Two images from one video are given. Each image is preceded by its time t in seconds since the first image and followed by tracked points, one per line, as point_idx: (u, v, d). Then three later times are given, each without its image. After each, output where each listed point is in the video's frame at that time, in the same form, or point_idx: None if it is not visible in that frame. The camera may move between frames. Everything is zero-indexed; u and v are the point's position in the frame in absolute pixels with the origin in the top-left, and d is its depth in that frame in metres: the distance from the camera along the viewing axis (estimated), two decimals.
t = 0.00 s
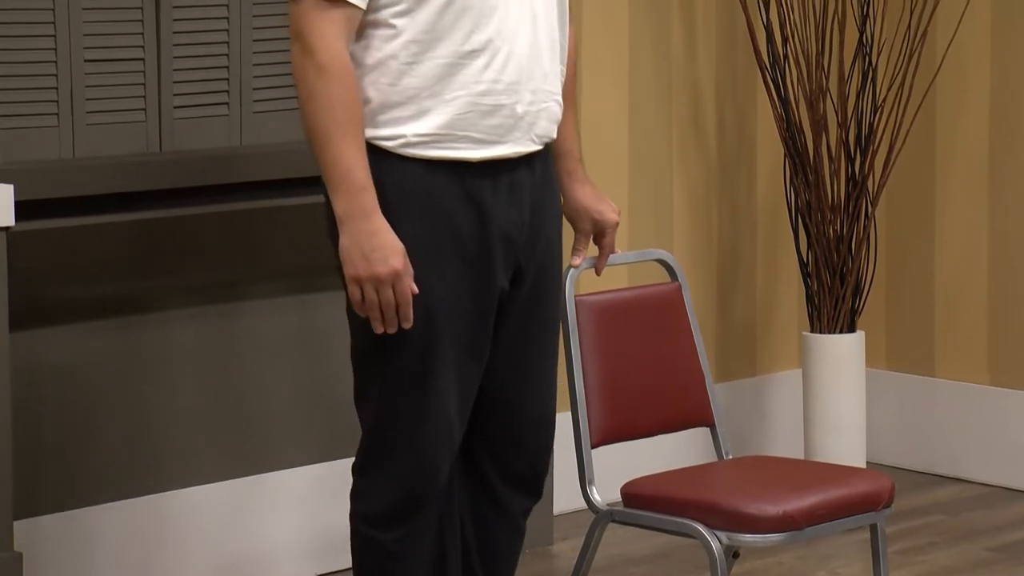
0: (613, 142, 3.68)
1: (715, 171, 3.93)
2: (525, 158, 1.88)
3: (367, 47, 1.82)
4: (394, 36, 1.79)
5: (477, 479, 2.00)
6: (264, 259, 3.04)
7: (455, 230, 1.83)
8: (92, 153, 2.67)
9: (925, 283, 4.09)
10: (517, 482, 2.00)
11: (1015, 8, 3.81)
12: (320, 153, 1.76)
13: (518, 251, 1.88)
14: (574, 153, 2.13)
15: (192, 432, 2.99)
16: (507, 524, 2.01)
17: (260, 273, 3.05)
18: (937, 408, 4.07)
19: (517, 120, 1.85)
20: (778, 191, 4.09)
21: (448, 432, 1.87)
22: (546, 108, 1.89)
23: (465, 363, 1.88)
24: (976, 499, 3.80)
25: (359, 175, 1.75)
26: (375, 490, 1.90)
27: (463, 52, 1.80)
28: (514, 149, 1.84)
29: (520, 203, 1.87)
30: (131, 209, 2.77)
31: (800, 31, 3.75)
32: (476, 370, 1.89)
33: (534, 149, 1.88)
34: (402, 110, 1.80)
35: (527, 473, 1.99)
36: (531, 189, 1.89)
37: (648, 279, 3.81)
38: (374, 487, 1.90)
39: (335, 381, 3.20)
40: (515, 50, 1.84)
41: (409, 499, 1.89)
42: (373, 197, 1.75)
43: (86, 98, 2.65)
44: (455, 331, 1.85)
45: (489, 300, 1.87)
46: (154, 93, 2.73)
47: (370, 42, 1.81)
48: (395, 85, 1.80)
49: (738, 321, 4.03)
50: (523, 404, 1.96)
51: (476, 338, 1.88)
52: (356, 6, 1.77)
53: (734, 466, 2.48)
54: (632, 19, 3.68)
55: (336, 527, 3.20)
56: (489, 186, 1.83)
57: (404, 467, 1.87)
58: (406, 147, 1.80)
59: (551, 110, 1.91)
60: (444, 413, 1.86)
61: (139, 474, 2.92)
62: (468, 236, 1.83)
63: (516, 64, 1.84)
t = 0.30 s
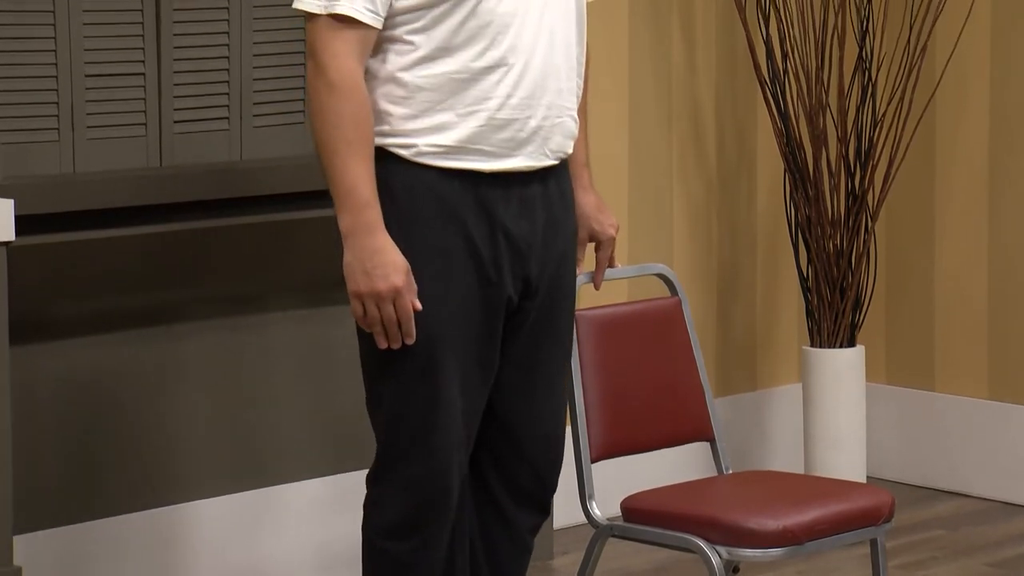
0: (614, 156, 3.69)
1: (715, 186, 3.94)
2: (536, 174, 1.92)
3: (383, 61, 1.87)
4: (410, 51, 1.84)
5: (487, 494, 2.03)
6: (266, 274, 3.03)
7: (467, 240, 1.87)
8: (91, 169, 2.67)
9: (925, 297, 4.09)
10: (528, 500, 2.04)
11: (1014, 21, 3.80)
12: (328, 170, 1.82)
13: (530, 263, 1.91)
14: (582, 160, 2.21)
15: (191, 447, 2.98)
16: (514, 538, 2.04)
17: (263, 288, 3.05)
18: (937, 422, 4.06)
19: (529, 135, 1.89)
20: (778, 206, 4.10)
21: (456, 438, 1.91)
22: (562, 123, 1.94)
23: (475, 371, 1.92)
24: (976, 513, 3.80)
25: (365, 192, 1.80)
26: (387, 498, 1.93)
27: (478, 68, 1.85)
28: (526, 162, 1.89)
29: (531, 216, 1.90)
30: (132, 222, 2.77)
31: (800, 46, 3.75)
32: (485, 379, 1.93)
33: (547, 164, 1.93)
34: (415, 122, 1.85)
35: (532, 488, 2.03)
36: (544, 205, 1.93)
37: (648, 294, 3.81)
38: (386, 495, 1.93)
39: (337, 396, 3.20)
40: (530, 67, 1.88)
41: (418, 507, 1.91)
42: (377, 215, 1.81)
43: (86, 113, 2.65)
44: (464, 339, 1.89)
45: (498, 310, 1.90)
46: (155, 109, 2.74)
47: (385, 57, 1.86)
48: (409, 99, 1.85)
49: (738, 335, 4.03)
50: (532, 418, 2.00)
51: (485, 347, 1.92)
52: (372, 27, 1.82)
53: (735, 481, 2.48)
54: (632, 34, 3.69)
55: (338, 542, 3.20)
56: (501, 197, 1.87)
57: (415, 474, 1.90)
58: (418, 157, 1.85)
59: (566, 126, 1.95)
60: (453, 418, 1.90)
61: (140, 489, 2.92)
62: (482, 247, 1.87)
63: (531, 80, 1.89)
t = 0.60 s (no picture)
0: (614, 170, 3.69)
1: (715, 200, 3.94)
2: (539, 172, 2.00)
3: (391, 58, 1.94)
4: (419, 51, 1.92)
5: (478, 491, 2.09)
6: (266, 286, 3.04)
7: (472, 228, 1.94)
8: (92, 182, 2.67)
9: (925, 311, 4.09)
10: (513, 503, 2.09)
11: (1014, 36, 3.81)
12: (326, 175, 1.89)
13: (529, 260, 1.98)
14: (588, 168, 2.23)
15: (192, 461, 2.97)
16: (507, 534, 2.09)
17: (265, 301, 3.04)
18: (936, 438, 4.06)
19: (535, 133, 1.98)
20: (777, 221, 4.10)
21: (454, 414, 1.96)
22: (567, 122, 2.03)
23: (475, 350, 1.96)
24: (976, 528, 3.80)
25: (359, 200, 1.87)
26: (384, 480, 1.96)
27: (485, 68, 1.93)
28: (530, 159, 1.97)
29: (529, 212, 1.98)
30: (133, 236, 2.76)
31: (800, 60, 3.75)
32: (484, 362, 1.98)
33: (552, 162, 2.01)
34: (422, 116, 1.92)
35: (521, 491, 2.08)
36: (544, 212, 2.00)
37: (648, 307, 3.81)
38: (384, 474, 1.96)
39: (337, 410, 3.20)
40: (538, 68, 1.97)
41: (418, 489, 1.95)
42: (368, 222, 1.87)
43: (86, 127, 2.65)
44: (462, 317, 1.95)
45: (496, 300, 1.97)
46: (155, 123, 2.74)
47: (392, 53, 1.94)
48: (417, 95, 1.92)
49: (738, 348, 4.03)
50: (525, 413, 2.05)
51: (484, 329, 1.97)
52: (377, 34, 1.89)
53: (735, 495, 2.48)
54: (632, 46, 3.69)
55: (338, 555, 3.19)
56: (501, 186, 1.95)
57: (416, 455, 1.94)
58: (422, 142, 1.91)
59: (572, 125, 2.04)
60: (452, 394, 1.95)
61: (140, 502, 2.91)
62: (486, 238, 1.94)
63: (538, 83, 1.97)
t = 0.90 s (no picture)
0: (614, 185, 3.69)
1: (714, 216, 3.94)
2: (541, 184, 2.00)
3: (393, 67, 1.95)
4: (420, 61, 1.93)
5: (479, 505, 2.09)
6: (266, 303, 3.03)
7: (474, 235, 1.94)
8: (92, 198, 2.68)
9: (925, 326, 4.09)
10: (513, 517, 2.09)
11: (1014, 53, 3.81)
12: (326, 186, 1.90)
13: (530, 271, 1.99)
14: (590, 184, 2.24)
15: (191, 476, 2.97)
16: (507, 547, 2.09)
17: (266, 316, 3.05)
18: (937, 454, 4.06)
19: (536, 146, 1.98)
20: (777, 237, 4.10)
21: (459, 419, 1.96)
22: (568, 135, 2.03)
23: (479, 355, 1.96)
24: (977, 543, 3.80)
25: (357, 210, 1.88)
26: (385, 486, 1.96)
27: (488, 82, 1.93)
28: (531, 172, 1.98)
29: (529, 221, 1.98)
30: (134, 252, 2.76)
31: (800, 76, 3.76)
32: (488, 369, 1.98)
33: (553, 175, 2.01)
34: (423, 126, 1.92)
35: (520, 505, 2.08)
36: (544, 225, 2.01)
37: (648, 323, 3.81)
38: (387, 478, 1.95)
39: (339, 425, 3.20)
40: (541, 81, 1.97)
41: (419, 495, 1.95)
42: (366, 233, 1.88)
43: (87, 143, 2.65)
44: (465, 322, 1.95)
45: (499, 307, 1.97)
46: (155, 138, 2.74)
47: (394, 63, 1.94)
48: (417, 106, 1.93)
49: (738, 364, 4.03)
50: (526, 423, 2.05)
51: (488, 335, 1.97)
52: (380, 46, 1.89)
53: (735, 511, 2.48)
54: (632, 62, 3.70)
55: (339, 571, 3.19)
56: (502, 194, 1.96)
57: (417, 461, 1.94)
58: (423, 148, 1.92)
59: (573, 138, 2.04)
60: (454, 399, 1.94)
61: (140, 519, 2.91)
62: (488, 245, 1.94)
63: (540, 95, 1.97)
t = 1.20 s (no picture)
0: (615, 200, 3.69)
1: (714, 232, 3.94)
2: (540, 205, 2.00)
3: (392, 90, 1.95)
4: (420, 83, 1.93)
5: (480, 525, 2.10)
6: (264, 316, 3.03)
7: (475, 260, 1.94)
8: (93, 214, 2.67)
9: (925, 342, 4.09)
10: (514, 537, 2.09)
11: (1013, 69, 3.81)
12: (326, 204, 1.90)
13: (532, 293, 1.99)
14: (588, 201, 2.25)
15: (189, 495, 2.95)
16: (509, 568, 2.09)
17: (267, 332, 3.04)
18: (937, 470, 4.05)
19: (536, 166, 1.98)
20: (777, 253, 4.11)
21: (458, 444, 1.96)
22: (569, 155, 2.03)
23: (479, 380, 1.97)
24: (977, 560, 3.79)
25: (357, 227, 1.88)
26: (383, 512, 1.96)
27: (487, 102, 1.93)
28: (532, 192, 1.97)
29: (531, 243, 1.98)
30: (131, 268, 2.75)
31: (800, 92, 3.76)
32: (487, 394, 1.98)
33: (553, 195, 2.01)
34: (421, 150, 1.92)
35: (524, 526, 2.08)
36: (546, 245, 2.01)
37: (648, 339, 3.81)
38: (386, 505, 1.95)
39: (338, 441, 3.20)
40: (541, 101, 1.97)
41: (416, 522, 1.95)
42: (367, 252, 1.88)
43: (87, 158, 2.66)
44: (466, 349, 1.95)
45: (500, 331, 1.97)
46: (156, 154, 2.74)
47: (394, 86, 1.95)
48: (417, 128, 1.93)
49: (738, 380, 4.03)
50: (527, 442, 2.06)
51: (489, 359, 1.98)
52: (379, 64, 1.89)
53: (735, 527, 2.48)
54: (633, 78, 3.70)
55: None
56: (505, 217, 1.96)
57: (415, 487, 1.94)
58: (423, 174, 1.92)
59: (573, 158, 2.05)
60: (454, 425, 1.95)
61: (143, 535, 2.89)
62: (489, 269, 1.94)
63: (540, 115, 1.97)
